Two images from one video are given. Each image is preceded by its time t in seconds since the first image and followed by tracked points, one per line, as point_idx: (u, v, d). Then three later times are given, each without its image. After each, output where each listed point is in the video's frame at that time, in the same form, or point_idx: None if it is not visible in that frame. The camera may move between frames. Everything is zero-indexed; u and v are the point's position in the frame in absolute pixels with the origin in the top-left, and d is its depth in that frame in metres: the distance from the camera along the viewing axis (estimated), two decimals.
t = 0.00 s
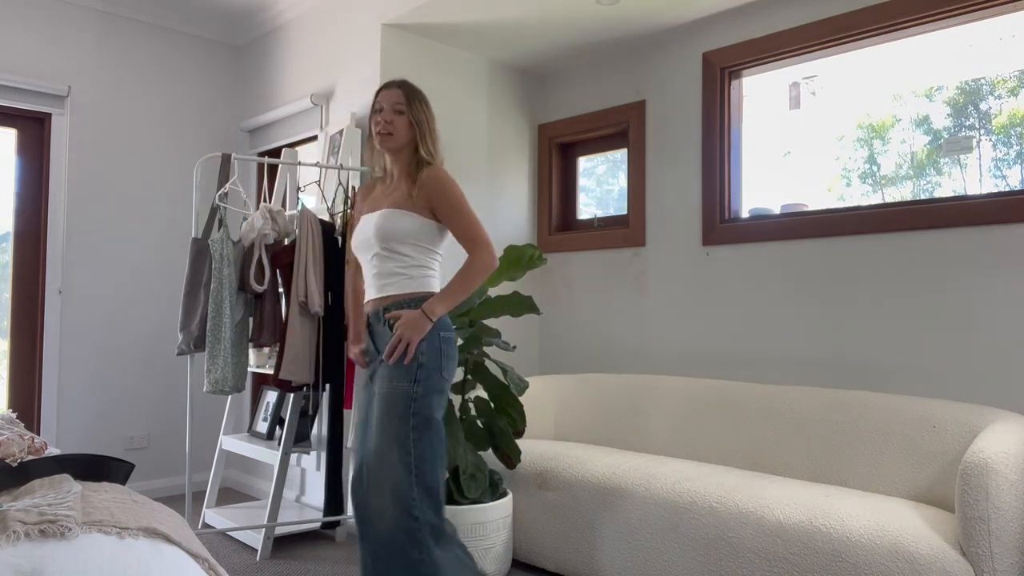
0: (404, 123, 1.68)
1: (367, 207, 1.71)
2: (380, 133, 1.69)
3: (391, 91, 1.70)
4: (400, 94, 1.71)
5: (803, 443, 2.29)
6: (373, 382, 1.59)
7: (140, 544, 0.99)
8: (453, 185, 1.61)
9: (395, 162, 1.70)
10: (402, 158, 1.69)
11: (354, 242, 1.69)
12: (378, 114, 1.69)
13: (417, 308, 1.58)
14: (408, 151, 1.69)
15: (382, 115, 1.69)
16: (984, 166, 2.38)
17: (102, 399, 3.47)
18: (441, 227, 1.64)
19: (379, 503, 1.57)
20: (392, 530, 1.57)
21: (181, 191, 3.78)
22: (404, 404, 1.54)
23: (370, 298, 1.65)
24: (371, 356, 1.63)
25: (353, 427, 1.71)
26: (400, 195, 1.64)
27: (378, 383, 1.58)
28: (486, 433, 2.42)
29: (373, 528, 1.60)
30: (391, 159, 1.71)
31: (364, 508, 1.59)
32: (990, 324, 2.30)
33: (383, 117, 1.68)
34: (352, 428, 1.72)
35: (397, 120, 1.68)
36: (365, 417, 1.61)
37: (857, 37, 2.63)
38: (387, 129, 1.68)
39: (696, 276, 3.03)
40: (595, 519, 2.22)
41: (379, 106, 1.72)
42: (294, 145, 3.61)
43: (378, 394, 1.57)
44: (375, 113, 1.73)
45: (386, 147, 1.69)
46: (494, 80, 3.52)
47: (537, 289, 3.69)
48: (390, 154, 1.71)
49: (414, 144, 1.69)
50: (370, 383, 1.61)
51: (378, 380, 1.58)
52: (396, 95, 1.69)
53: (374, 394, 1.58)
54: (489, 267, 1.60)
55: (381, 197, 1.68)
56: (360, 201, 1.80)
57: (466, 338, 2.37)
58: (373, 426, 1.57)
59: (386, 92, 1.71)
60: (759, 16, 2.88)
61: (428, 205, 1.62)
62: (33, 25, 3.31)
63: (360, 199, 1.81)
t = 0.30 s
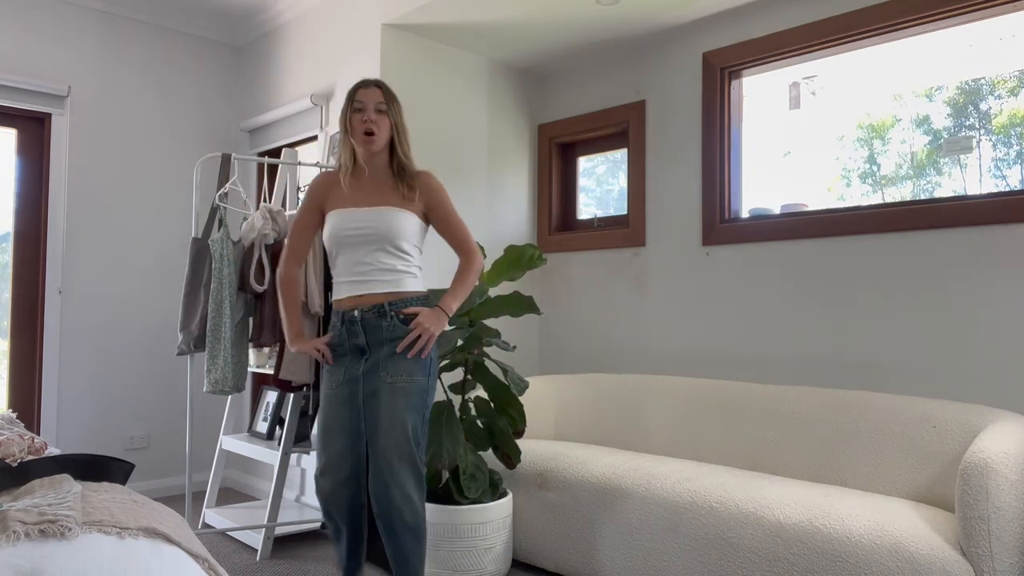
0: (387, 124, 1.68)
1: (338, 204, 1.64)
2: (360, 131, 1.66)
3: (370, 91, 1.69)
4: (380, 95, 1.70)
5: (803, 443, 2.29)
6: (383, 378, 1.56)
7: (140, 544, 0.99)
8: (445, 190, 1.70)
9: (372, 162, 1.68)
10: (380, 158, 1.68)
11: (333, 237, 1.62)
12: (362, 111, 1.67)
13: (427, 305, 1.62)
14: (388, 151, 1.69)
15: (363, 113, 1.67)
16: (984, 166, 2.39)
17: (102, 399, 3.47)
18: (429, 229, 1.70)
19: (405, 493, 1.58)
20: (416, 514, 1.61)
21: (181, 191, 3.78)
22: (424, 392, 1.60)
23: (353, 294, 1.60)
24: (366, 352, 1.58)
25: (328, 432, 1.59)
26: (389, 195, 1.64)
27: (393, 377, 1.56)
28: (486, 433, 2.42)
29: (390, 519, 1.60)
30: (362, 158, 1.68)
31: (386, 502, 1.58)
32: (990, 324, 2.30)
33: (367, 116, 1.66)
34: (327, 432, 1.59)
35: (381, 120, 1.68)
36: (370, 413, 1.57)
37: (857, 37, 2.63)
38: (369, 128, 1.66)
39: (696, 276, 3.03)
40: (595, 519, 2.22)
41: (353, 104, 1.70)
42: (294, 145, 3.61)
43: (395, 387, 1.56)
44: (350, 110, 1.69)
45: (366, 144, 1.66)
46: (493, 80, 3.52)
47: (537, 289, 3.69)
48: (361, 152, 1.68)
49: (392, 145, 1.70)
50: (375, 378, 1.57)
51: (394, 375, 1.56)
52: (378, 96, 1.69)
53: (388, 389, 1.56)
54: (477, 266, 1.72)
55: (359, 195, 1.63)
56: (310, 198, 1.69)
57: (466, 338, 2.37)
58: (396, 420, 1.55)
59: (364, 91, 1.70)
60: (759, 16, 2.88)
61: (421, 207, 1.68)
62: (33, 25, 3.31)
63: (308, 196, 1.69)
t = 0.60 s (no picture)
0: (365, 129, 1.69)
1: (316, 206, 1.64)
2: (339, 135, 1.66)
3: (348, 95, 1.69)
4: (357, 98, 1.71)
5: (803, 443, 2.29)
6: (373, 370, 1.61)
7: (140, 544, 0.99)
8: (411, 196, 1.80)
9: (347, 165, 1.69)
10: (355, 162, 1.70)
11: (318, 239, 1.62)
12: (341, 116, 1.67)
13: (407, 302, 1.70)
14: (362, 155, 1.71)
15: (342, 117, 1.67)
16: (984, 166, 2.39)
17: (102, 399, 3.47)
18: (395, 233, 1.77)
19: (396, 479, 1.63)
20: (407, 500, 1.67)
21: (181, 191, 3.78)
22: (409, 382, 1.67)
23: (340, 295, 1.62)
24: (354, 347, 1.61)
25: (317, 426, 1.61)
26: (366, 200, 1.68)
27: (383, 370, 1.61)
28: (486, 434, 2.42)
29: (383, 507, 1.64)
30: (337, 161, 1.68)
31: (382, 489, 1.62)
32: (990, 324, 2.30)
33: (346, 121, 1.67)
34: (315, 427, 1.61)
35: (360, 125, 1.68)
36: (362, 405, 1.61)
37: (858, 37, 2.63)
38: (347, 132, 1.67)
39: (696, 276, 3.03)
40: (596, 520, 2.22)
41: (330, 107, 1.69)
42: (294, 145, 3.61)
43: (386, 379, 1.61)
44: (325, 112, 1.69)
45: (343, 148, 1.66)
46: (494, 80, 3.52)
47: (537, 288, 3.70)
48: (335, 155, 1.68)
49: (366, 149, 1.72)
50: (365, 371, 1.61)
51: (384, 367, 1.62)
52: (356, 101, 1.69)
53: (379, 382, 1.61)
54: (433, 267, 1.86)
55: (337, 199, 1.66)
56: (280, 196, 1.65)
57: (466, 337, 2.37)
58: (388, 409, 1.61)
59: (341, 93, 1.70)
60: (759, 16, 2.88)
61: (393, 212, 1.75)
62: (33, 24, 3.31)
63: (279, 195, 1.65)
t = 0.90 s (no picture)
0: (362, 130, 1.69)
1: (316, 205, 1.64)
2: (337, 136, 1.66)
3: (344, 96, 1.69)
4: (354, 99, 1.70)
5: (803, 443, 2.29)
6: (372, 367, 1.62)
7: (140, 544, 0.99)
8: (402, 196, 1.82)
9: (345, 166, 1.69)
10: (352, 162, 1.70)
11: (321, 236, 1.61)
12: (340, 116, 1.67)
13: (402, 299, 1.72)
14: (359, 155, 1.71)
15: (339, 118, 1.67)
16: (984, 166, 2.38)
17: (102, 399, 3.47)
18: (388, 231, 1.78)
19: (392, 474, 1.66)
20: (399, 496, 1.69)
21: (181, 191, 3.78)
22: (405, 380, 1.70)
23: (339, 294, 1.63)
24: (352, 343, 1.62)
25: (314, 421, 1.61)
26: (364, 200, 1.69)
27: (382, 366, 1.63)
28: (486, 434, 2.42)
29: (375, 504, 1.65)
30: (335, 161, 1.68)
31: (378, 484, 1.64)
32: (990, 324, 2.30)
33: (345, 122, 1.66)
34: (312, 421, 1.61)
35: (358, 127, 1.68)
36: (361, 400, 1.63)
37: (858, 37, 2.63)
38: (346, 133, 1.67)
39: (696, 276, 3.03)
40: (596, 520, 2.22)
41: (326, 109, 1.68)
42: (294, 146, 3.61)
43: (385, 375, 1.64)
44: (323, 113, 1.68)
45: (341, 148, 1.66)
46: (493, 80, 3.52)
47: (537, 288, 3.70)
48: (333, 156, 1.68)
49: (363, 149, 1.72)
50: (364, 367, 1.62)
51: (383, 364, 1.64)
52: (353, 102, 1.69)
53: (379, 378, 1.63)
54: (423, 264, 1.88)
55: (337, 199, 1.66)
56: (277, 195, 1.64)
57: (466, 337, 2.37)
58: (387, 404, 1.63)
59: (337, 94, 1.69)
60: (759, 16, 2.88)
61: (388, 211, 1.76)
62: (33, 25, 3.31)
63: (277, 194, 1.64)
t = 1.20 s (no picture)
0: (384, 133, 1.74)
1: (339, 204, 1.68)
2: (360, 138, 1.71)
3: (367, 99, 1.73)
4: (376, 102, 1.74)
5: (802, 443, 2.29)
6: (393, 370, 1.66)
7: (140, 544, 0.99)
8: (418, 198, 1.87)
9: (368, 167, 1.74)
10: (374, 164, 1.75)
11: (348, 235, 1.64)
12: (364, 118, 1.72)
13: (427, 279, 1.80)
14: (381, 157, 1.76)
15: (363, 121, 1.72)
16: (984, 166, 2.39)
17: (102, 399, 3.47)
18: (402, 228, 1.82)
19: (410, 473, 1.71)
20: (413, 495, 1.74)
21: (181, 191, 3.78)
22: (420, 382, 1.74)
23: (363, 293, 1.65)
24: (376, 345, 1.64)
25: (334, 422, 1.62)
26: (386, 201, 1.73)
27: (402, 369, 1.67)
28: (486, 434, 2.42)
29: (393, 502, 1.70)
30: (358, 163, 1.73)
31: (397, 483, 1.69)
32: (989, 323, 2.30)
33: (368, 125, 1.71)
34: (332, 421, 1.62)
35: (381, 129, 1.73)
36: (383, 402, 1.65)
37: (857, 37, 2.63)
38: (369, 135, 1.71)
39: (697, 276, 3.03)
40: (596, 520, 2.22)
41: (349, 111, 1.72)
42: (294, 145, 3.61)
43: (405, 378, 1.68)
44: (346, 116, 1.72)
45: (364, 149, 1.70)
46: (493, 80, 3.52)
47: (537, 288, 3.70)
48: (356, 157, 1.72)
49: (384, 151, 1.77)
50: (386, 370, 1.65)
51: (404, 367, 1.68)
52: (376, 105, 1.73)
53: (400, 381, 1.67)
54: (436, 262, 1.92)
55: (359, 198, 1.70)
56: (301, 192, 1.68)
57: (466, 337, 2.37)
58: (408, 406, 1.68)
59: (361, 97, 1.73)
60: (759, 16, 2.88)
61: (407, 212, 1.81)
62: (33, 25, 3.31)
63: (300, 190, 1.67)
